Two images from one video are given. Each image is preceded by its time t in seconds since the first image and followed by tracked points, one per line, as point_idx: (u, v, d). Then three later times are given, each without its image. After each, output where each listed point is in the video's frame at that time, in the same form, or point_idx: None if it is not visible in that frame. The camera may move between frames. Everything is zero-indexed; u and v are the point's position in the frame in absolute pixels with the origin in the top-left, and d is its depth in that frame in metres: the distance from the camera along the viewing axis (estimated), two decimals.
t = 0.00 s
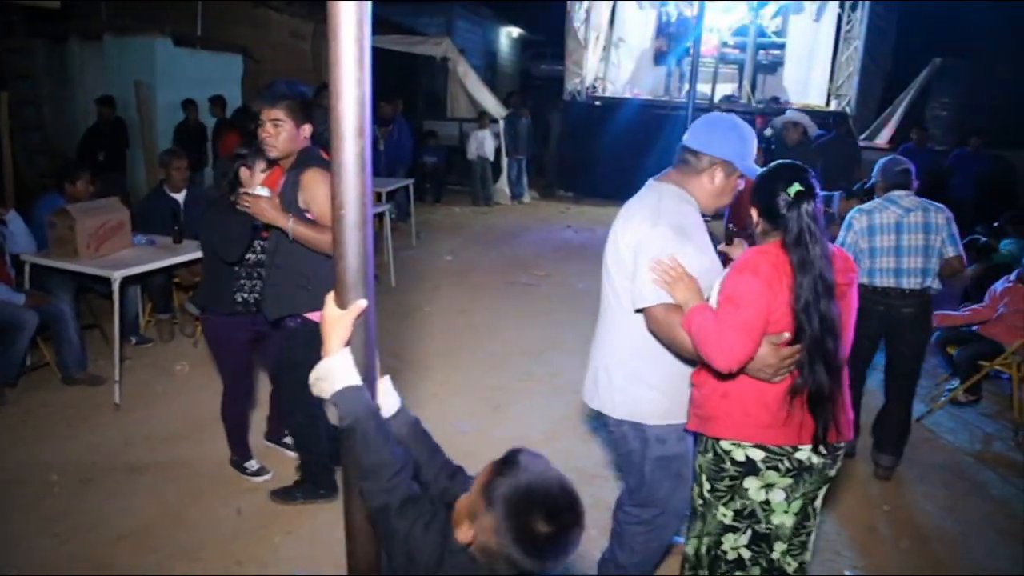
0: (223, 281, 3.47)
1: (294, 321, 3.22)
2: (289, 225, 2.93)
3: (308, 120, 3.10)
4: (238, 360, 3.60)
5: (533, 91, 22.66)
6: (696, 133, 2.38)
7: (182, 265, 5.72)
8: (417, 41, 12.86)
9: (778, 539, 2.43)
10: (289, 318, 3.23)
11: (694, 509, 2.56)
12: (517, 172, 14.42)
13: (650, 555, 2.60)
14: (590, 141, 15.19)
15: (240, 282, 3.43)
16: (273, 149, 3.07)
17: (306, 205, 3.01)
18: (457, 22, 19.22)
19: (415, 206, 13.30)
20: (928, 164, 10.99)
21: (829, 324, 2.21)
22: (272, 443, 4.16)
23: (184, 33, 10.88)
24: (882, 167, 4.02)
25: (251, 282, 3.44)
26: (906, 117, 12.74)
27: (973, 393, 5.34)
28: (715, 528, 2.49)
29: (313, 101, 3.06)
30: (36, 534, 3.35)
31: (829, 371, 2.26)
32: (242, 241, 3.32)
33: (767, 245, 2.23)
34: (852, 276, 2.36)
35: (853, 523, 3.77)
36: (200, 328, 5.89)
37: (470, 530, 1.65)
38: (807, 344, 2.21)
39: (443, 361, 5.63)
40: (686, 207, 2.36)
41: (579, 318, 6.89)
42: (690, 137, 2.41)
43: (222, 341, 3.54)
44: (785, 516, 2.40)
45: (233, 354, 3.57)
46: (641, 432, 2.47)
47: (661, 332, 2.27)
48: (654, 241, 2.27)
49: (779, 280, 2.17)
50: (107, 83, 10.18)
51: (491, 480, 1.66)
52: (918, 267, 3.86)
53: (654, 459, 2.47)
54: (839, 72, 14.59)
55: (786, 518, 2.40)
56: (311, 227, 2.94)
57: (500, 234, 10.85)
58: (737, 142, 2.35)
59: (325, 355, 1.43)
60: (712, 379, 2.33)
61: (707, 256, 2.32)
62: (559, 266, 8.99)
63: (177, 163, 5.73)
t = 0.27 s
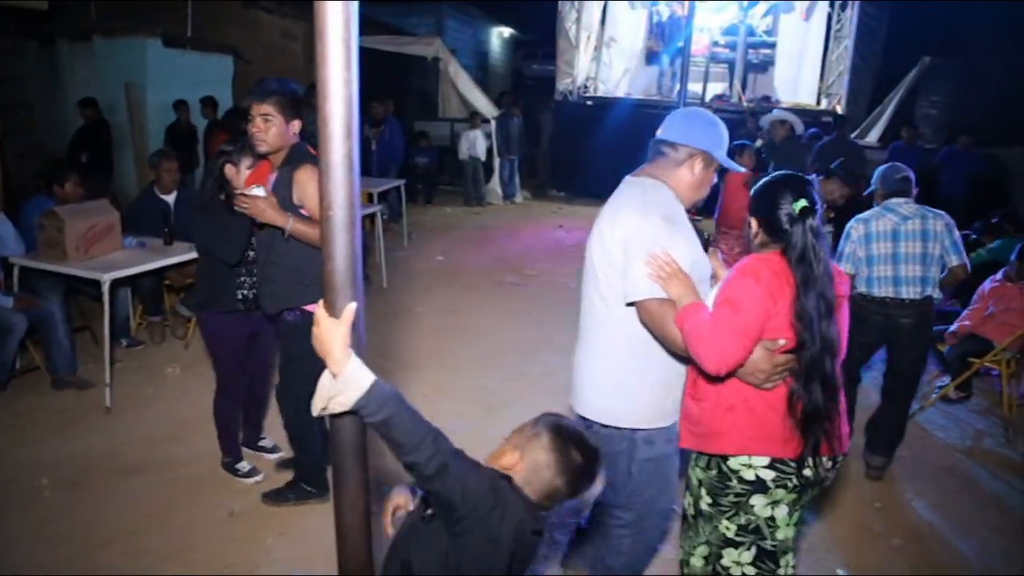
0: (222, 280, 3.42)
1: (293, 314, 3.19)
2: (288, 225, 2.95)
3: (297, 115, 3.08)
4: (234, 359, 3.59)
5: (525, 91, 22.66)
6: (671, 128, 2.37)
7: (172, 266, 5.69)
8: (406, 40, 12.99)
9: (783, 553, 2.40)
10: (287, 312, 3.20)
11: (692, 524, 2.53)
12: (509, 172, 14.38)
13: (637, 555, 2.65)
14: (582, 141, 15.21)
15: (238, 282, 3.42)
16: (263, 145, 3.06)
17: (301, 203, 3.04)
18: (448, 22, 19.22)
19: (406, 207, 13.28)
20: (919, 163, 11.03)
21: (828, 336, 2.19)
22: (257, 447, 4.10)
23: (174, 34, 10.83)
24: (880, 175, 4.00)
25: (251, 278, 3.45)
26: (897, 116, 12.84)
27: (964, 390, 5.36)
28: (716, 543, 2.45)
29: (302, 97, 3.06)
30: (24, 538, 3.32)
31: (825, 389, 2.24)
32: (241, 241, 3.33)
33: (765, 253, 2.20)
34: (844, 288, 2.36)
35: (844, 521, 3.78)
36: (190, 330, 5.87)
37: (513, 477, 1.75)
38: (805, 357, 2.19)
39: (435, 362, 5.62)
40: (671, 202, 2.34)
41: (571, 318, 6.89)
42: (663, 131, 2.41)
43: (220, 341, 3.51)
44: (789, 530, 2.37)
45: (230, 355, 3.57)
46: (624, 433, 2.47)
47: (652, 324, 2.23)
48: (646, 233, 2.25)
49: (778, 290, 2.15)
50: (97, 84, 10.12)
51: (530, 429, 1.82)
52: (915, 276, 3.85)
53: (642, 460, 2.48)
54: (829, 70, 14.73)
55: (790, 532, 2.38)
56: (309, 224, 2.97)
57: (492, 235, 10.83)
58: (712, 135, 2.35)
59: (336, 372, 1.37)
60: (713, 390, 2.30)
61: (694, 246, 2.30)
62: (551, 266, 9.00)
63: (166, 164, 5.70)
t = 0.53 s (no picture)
0: (218, 280, 3.42)
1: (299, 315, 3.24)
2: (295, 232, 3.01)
3: (297, 123, 3.11)
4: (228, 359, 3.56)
5: (517, 91, 22.69)
6: (659, 128, 2.38)
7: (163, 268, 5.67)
8: (397, 41, 13.01)
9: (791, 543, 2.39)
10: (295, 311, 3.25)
11: (696, 522, 2.50)
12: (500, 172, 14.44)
13: (649, 556, 2.59)
14: (574, 141, 15.23)
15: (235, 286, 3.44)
16: (263, 151, 3.13)
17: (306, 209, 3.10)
18: (440, 23, 19.27)
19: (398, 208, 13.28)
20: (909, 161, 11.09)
21: (827, 331, 2.18)
22: (249, 447, 4.13)
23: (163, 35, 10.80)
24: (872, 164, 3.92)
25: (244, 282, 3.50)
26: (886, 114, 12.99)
27: (955, 386, 5.38)
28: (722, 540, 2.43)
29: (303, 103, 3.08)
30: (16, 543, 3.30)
31: (818, 383, 2.21)
32: (245, 249, 3.35)
33: (762, 246, 2.20)
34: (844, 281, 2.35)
35: (835, 518, 3.80)
36: (182, 332, 5.85)
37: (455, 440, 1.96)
38: (802, 352, 2.19)
39: (427, 363, 5.62)
40: (660, 209, 2.35)
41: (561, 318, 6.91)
42: (649, 132, 2.41)
43: (216, 341, 3.51)
44: (796, 519, 2.37)
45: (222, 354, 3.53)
46: (633, 435, 2.41)
47: (648, 333, 2.28)
48: (638, 245, 2.27)
49: (775, 284, 2.15)
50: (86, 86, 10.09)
51: (453, 402, 2.01)
52: (902, 270, 3.84)
53: (656, 458, 2.43)
54: (819, 70, 14.91)
55: (797, 521, 2.37)
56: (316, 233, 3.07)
57: (484, 235, 10.84)
58: (699, 135, 2.36)
59: (338, 381, 1.41)
60: (716, 383, 2.31)
61: (684, 254, 2.32)
62: (543, 265, 9.01)
63: (157, 166, 5.69)
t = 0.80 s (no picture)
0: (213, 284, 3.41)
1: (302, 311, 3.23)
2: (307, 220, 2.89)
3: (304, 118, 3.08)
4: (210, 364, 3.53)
5: (509, 92, 22.70)
6: (667, 125, 2.33)
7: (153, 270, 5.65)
8: (388, 42, 12.76)
9: (789, 553, 2.41)
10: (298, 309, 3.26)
11: (692, 534, 2.50)
12: (493, 173, 14.44)
13: (641, 561, 2.51)
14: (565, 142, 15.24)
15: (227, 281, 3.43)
16: (265, 146, 3.08)
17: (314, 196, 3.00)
18: (431, 24, 19.27)
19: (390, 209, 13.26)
20: (898, 162, 11.15)
21: (827, 345, 2.21)
22: (239, 449, 4.14)
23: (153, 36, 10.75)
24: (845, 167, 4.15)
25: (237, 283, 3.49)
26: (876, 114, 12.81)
27: (944, 385, 5.40)
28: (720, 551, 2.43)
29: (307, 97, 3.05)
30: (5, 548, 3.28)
31: (823, 401, 2.25)
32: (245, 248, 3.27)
33: (762, 259, 2.21)
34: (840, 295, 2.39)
35: (826, 517, 3.81)
36: (173, 334, 5.83)
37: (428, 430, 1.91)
38: (804, 364, 2.20)
39: (419, 364, 5.62)
40: (668, 210, 2.27)
41: (553, 319, 6.91)
42: (657, 129, 2.36)
43: (200, 349, 3.49)
44: (795, 529, 2.39)
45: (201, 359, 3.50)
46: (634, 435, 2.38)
47: (651, 338, 2.20)
48: (646, 247, 2.19)
49: (777, 297, 2.15)
50: (76, 88, 10.05)
51: (417, 396, 1.92)
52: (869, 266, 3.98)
53: (653, 460, 2.40)
54: (809, 70, 14.81)
55: (796, 531, 2.40)
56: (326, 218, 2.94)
57: (475, 236, 10.84)
58: (708, 134, 2.32)
59: (329, 384, 1.40)
60: (718, 397, 2.31)
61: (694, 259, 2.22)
62: (535, 266, 9.02)
63: (146, 167, 5.66)
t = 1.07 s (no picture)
0: (213, 302, 3.40)
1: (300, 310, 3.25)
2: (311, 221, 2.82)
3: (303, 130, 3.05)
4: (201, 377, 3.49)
5: (499, 96, 22.74)
6: (675, 141, 2.33)
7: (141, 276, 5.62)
8: (377, 48, 12.67)
9: (794, 555, 2.39)
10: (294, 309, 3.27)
11: (698, 545, 2.45)
12: (483, 177, 14.45)
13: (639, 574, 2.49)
14: (555, 145, 15.26)
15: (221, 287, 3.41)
16: (263, 156, 3.01)
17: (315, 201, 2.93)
18: (421, 28, 19.28)
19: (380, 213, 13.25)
20: (886, 164, 11.23)
21: (828, 339, 2.23)
22: (235, 464, 4.03)
23: (141, 40, 10.72)
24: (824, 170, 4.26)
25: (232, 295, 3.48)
26: (862, 116, 13.07)
27: (933, 385, 5.42)
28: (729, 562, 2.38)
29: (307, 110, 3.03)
30: None
31: (828, 401, 2.25)
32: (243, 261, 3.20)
33: (762, 251, 2.21)
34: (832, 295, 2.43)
35: (817, 518, 3.81)
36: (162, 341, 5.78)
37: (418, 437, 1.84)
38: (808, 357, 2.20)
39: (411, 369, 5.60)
40: (671, 212, 2.28)
41: (544, 322, 6.92)
42: (666, 143, 2.36)
43: (190, 361, 3.44)
44: (800, 531, 2.37)
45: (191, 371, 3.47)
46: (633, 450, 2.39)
47: (654, 332, 2.19)
48: (652, 243, 2.22)
49: (783, 289, 2.16)
50: (63, 92, 10.00)
51: (413, 404, 1.87)
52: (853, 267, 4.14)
53: (652, 476, 2.40)
54: (798, 73, 14.74)
55: (800, 532, 2.37)
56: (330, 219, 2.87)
57: (466, 240, 10.84)
58: (717, 152, 2.32)
59: (314, 392, 1.38)
60: (722, 395, 2.25)
61: (699, 259, 2.26)
62: (525, 270, 9.03)
63: (134, 172, 5.63)
